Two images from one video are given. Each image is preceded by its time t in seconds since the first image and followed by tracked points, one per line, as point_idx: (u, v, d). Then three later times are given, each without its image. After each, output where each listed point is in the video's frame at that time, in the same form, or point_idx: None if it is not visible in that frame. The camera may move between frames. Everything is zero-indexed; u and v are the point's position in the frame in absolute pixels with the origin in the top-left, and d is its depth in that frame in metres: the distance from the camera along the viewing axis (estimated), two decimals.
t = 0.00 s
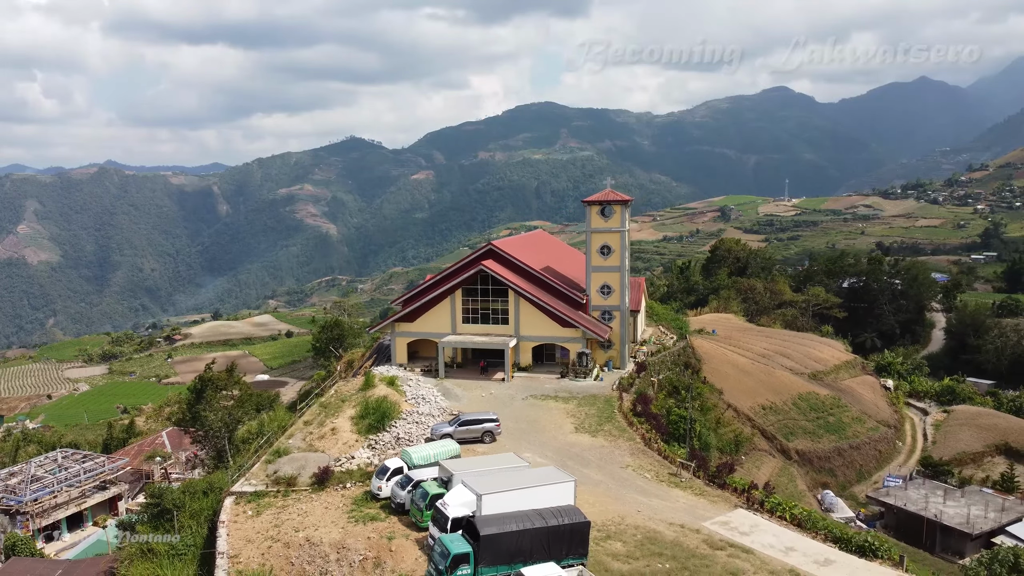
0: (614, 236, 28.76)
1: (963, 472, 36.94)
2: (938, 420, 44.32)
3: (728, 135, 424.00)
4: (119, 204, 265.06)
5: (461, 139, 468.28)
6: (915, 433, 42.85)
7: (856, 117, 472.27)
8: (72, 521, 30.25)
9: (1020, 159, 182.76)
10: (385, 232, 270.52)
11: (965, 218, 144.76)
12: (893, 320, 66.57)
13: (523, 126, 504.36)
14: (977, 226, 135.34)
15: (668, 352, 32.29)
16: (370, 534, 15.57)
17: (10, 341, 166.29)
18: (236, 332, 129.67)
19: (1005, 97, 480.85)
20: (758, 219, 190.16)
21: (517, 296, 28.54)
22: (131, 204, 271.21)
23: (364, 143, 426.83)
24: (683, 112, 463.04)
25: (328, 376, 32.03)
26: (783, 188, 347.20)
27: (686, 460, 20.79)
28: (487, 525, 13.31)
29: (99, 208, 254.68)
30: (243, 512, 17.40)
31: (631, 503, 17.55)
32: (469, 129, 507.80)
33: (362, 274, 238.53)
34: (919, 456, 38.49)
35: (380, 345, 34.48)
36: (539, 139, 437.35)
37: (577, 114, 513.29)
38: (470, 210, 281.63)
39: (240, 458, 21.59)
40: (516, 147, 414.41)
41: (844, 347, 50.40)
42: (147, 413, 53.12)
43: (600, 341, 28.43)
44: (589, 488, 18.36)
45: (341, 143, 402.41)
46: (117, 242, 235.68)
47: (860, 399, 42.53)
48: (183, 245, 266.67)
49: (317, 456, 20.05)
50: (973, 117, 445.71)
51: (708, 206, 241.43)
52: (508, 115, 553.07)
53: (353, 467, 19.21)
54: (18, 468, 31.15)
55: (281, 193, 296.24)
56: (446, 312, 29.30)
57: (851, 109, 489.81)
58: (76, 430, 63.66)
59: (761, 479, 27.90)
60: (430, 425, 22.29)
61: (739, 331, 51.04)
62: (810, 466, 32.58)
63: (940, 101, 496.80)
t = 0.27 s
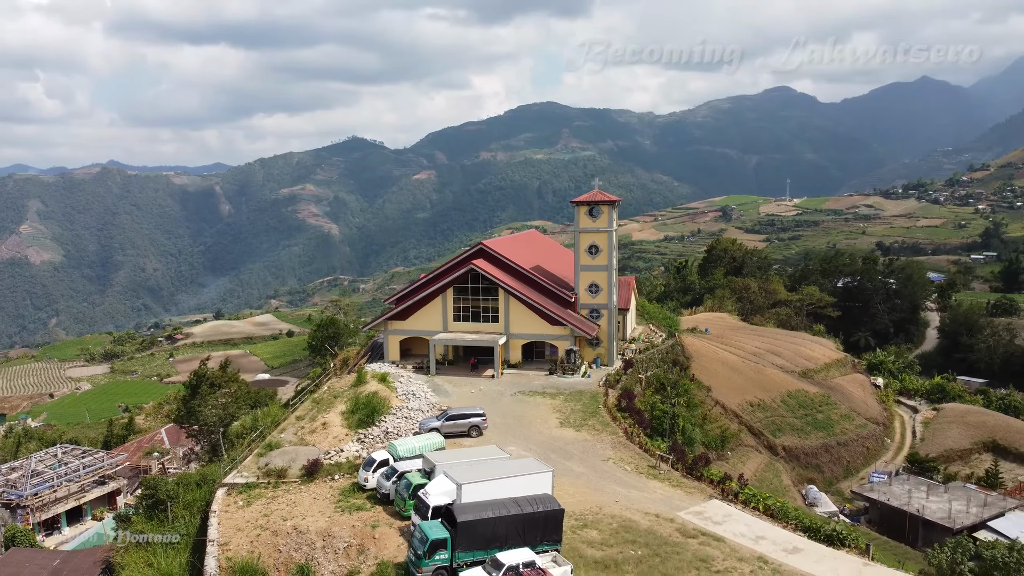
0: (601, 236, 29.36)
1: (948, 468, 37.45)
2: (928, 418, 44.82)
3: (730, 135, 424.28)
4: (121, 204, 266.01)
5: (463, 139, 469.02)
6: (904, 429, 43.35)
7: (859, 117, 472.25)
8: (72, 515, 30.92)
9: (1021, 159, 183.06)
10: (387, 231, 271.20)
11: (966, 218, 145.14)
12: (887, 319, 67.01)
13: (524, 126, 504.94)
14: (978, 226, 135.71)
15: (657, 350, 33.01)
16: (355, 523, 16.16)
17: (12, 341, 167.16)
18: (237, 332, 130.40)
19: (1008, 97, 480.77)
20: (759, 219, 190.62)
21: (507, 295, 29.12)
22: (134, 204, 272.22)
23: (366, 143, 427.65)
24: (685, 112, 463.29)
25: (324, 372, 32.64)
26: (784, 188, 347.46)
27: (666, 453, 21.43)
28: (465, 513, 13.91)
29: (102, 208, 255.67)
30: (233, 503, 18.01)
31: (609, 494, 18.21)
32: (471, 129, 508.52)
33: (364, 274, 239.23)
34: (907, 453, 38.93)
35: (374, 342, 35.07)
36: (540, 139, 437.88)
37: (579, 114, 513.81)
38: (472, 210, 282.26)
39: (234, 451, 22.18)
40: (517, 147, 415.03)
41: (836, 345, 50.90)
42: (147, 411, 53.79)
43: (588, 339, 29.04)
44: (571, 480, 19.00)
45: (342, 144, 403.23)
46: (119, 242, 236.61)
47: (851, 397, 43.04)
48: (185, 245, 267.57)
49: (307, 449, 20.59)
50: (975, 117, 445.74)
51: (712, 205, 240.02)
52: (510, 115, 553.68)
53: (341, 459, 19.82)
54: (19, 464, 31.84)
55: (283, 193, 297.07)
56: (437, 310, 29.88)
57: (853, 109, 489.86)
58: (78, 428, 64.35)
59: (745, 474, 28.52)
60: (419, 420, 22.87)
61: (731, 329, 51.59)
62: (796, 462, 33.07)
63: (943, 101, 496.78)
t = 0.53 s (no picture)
0: (591, 236, 29.87)
1: (937, 466, 37.84)
2: (920, 416, 45.18)
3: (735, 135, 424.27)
4: (127, 204, 267.52)
5: (468, 139, 469.81)
6: (896, 428, 43.72)
7: (864, 117, 472.01)
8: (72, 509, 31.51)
9: None
10: (392, 231, 272.19)
11: (970, 218, 145.40)
12: (885, 319, 67.25)
13: (529, 126, 505.41)
14: (982, 227, 135.96)
15: (646, 348, 33.72)
16: (341, 512, 16.73)
17: (19, 340, 168.40)
18: (240, 331, 131.40)
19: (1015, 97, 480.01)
20: (764, 219, 191.19)
21: (498, 293, 29.60)
22: (139, 203, 273.62)
23: (370, 143, 428.77)
24: (690, 111, 463.12)
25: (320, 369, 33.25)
26: (789, 188, 347.31)
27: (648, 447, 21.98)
28: (443, 501, 14.44)
29: (108, 208, 256.96)
30: (224, 494, 18.60)
31: (589, 485, 18.85)
32: (476, 129, 509.25)
33: (368, 274, 240.09)
34: (896, 451, 39.30)
35: (370, 340, 35.70)
36: (545, 139, 438.34)
37: (584, 114, 514.10)
38: (476, 209, 283.01)
39: (228, 444, 22.77)
40: (522, 147, 415.49)
41: (830, 344, 51.34)
42: (149, 408, 54.52)
43: (577, 336, 29.56)
44: (552, 473, 19.66)
45: (347, 144, 404.55)
46: (125, 242, 237.87)
47: (843, 395, 43.47)
48: (191, 245, 268.95)
49: (298, 443, 21.15)
50: (981, 117, 444.99)
51: (713, 206, 243.44)
52: (515, 115, 554.21)
53: (331, 453, 20.39)
54: (21, 458, 32.49)
55: (288, 193, 298.34)
56: (430, 308, 30.43)
57: (859, 109, 489.23)
58: (82, 425, 65.12)
59: (731, 469, 29.07)
60: (408, 415, 23.39)
61: (727, 328, 52.10)
62: (785, 459, 33.50)
63: (949, 100, 496.16)
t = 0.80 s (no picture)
0: (581, 236, 30.35)
1: (927, 464, 38.16)
2: (914, 415, 45.48)
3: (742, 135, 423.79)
4: (135, 204, 268.99)
5: (474, 138, 470.55)
6: (890, 426, 44.04)
7: (872, 117, 470.75)
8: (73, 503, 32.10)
9: None
10: (399, 231, 273.03)
11: (977, 218, 145.23)
12: (883, 319, 67.52)
13: (536, 126, 505.78)
14: (989, 227, 135.80)
15: (638, 346, 34.19)
16: (326, 503, 17.26)
17: (27, 339, 169.59)
18: (246, 330, 132.26)
19: None
20: (770, 219, 191.18)
21: (490, 292, 30.09)
22: (147, 203, 275.11)
23: (377, 142, 429.95)
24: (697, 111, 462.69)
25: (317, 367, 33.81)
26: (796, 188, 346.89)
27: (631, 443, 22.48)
28: (422, 491, 14.93)
29: (116, 207, 258.44)
30: (215, 485, 19.13)
31: (571, 479, 19.34)
32: (483, 129, 509.97)
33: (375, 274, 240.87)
34: (888, 448, 39.60)
35: (366, 338, 36.21)
36: (552, 139, 438.60)
37: (590, 114, 514.24)
38: (483, 209, 283.62)
39: (222, 439, 23.32)
40: (529, 147, 415.90)
41: (826, 343, 51.64)
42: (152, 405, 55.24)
43: (568, 334, 30.03)
44: (536, 467, 20.17)
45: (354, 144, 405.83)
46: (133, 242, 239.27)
47: (837, 394, 43.80)
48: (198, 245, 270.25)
49: (289, 437, 21.67)
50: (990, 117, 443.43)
51: (720, 206, 244.13)
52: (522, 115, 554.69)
53: (320, 447, 20.89)
54: (23, 452, 33.20)
55: (295, 193, 299.55)
56: (424, 306, 30.91)
57: (868, 109, 488.11)
58: (88, 423, 65.83)
59: (720, 466, 29.53)
60: (398, 411, 23.91)
61: (724, 327, 52.51)
62: (776, 456, 33.90)
63: (958, 100, 494.57)
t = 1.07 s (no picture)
0: (572, 236, 30.80)
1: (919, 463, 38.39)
2: (910, 414, 45.68)
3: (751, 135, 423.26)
4: (144, 203, 270.45)
5: (482, 139, 471.32)
6: (885, 425, 44.29)
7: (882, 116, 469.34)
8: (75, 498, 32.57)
9: None
10: (407, 231, 273.84)
11: (986, 219, 145.03)
12: (883, 319, 67.64)
13: (544, 126, 505.65)
14: (998, 227, 135.64)
15: (630, 344, 34.60)
16: (311, 496, 17.72)
17: (38, 339, 170.78)
18: (253, 330, 133.01)
19: None
20: (779, 220, 191.13)
21: (482, 291, 30.51)
22: (156, 203, 276.62)
23: (385, 143, 430.93)
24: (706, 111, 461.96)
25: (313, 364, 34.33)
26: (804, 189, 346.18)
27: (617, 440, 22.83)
28: (400, 483, 15.37)
29: (126, 207, 260.13)
30: (205, 478, 19.64)
31: (553, 474, 19.77)
32: (491, 129, 510.62)
33: (383, 274, 241.61)
34: (881, 447, 39.85)
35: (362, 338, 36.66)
36: (560, 139, 438.91)
37: (598, 114, 514.25)
38: (490, 210, 284.20)
39: (216, 435, 23.83)
40: (537, 147, 416.17)
41: (823, 343, 51.91)
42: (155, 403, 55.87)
43: (559, 333, 30.47)
44: (519, 463, 20.60)
45: (363, 144, 406.94)
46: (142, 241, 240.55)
47: (831, 393, 44.12)
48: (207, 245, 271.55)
49: (280, 432, 22.18)
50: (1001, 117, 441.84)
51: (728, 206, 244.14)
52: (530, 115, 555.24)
53: (309, 442, 21.36)
54: (25, 449, 33.95)
55: (304, 193, 300.70)
56: (417, 306, 31.33)
57: (877, 109, 486.85)
58: (94, 421, 66.57)
59: (708, 463, 29.95)
60: (388, 407, 24.37)
61: (721, 327, 52.87)
62: (766, 454, 34.25)
63: (969, 100, 492.96)
